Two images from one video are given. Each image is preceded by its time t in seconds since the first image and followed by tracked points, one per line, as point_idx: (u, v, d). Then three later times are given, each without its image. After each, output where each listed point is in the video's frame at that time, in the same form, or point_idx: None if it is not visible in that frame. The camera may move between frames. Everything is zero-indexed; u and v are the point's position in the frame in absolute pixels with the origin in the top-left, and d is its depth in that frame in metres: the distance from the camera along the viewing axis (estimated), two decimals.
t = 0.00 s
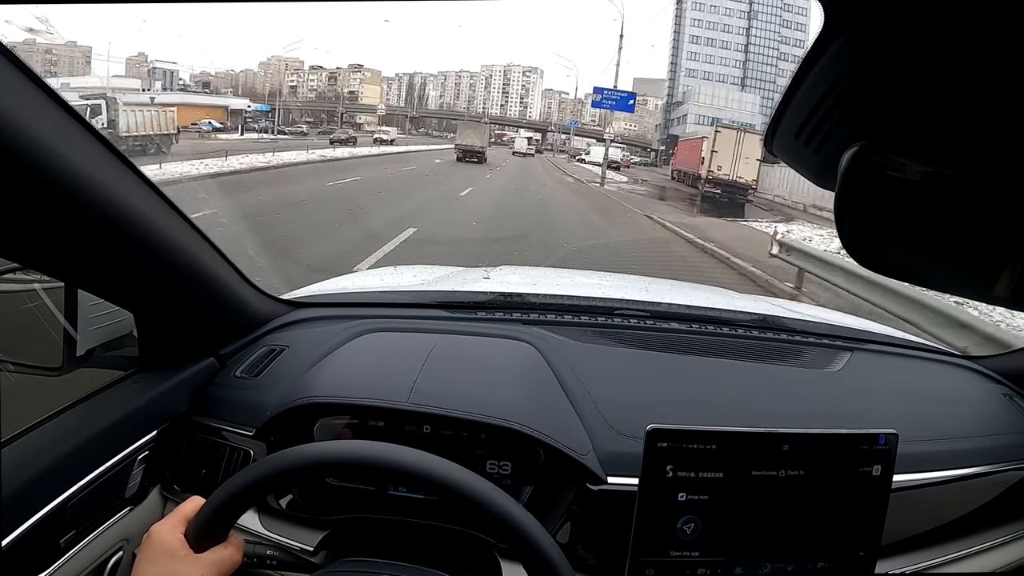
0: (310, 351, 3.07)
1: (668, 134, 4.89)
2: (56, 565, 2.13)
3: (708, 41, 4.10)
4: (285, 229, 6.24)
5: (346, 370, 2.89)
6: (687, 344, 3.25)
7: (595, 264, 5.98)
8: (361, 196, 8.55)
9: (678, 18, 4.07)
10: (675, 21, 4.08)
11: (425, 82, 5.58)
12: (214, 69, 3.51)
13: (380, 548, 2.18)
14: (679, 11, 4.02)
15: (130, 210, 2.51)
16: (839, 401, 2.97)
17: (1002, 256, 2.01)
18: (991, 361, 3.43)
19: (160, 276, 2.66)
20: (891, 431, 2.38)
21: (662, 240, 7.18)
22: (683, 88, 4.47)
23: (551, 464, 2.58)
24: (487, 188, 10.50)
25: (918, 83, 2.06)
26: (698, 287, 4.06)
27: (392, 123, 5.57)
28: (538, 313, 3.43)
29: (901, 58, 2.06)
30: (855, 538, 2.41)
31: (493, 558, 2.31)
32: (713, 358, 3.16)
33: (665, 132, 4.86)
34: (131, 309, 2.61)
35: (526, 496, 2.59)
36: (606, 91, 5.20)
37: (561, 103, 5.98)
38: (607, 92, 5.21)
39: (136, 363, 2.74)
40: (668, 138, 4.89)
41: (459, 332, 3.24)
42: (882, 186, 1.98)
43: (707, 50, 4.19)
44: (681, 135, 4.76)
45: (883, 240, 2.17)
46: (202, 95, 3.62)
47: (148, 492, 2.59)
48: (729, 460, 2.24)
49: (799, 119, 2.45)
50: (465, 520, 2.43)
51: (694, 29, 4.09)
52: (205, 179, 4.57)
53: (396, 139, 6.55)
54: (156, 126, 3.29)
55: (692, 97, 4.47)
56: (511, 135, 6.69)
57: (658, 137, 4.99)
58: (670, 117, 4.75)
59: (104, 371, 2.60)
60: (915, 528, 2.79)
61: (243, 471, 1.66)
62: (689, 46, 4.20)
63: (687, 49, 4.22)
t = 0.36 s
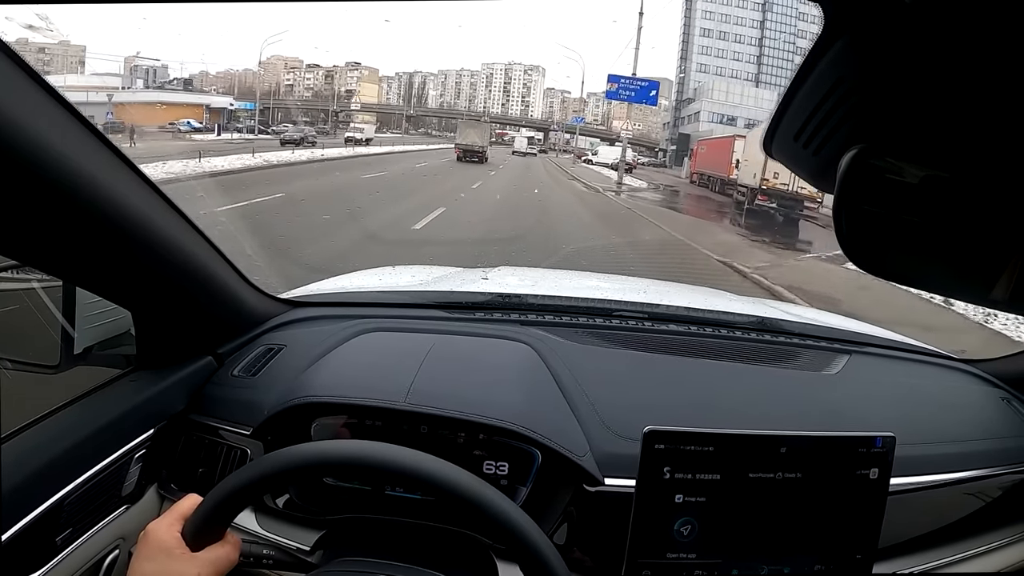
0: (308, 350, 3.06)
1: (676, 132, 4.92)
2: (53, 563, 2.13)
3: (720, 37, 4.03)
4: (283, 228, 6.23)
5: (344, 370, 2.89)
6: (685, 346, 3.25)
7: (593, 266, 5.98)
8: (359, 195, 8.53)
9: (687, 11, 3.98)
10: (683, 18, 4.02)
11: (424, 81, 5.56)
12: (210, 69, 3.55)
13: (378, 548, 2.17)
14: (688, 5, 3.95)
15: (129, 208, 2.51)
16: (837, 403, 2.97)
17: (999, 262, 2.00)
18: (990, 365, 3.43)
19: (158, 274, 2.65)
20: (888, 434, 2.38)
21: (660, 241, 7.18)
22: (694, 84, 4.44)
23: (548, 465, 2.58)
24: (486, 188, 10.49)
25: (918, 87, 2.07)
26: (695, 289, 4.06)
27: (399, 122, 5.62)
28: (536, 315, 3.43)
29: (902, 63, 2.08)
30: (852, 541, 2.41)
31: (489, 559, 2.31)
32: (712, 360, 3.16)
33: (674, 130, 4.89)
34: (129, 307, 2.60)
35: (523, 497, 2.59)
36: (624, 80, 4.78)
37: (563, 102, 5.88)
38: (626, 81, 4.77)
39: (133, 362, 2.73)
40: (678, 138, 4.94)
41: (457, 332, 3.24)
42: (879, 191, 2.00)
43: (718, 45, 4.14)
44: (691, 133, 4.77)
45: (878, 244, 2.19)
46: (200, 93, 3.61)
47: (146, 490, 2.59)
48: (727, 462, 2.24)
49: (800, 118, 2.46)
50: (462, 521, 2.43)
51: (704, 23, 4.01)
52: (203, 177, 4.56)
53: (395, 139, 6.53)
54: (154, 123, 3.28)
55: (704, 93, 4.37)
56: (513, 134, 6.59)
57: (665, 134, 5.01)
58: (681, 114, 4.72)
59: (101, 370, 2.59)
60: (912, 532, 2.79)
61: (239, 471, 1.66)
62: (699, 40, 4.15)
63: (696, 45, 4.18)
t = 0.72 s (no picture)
0: (309, 352, 3.06)
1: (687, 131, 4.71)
2: (55, 565, 2.12)
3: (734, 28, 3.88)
4: (283, 229, 6.22)
5: (345, 372, 2.89)
6: (686, 348, 3.25)
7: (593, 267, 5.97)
8: (360, 196, 8.53)
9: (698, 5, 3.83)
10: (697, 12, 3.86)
11: (424, 81, 5.56)
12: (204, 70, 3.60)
13: (379, 550, 2.17)
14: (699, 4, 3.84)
15: (130, 210, 2.51)
16: (838, 404, 2.97)
17: (1000, 264, 1.98)
18: (991, 366, 3.43)
19: (158, 276, 2.65)
20: (889, 435, 2.38)
21: (661, 242, 7.17)
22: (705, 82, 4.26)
23: (549, 467, 2.57)
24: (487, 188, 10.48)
25: (918, 88, 2.07)
26: (695, 290, 4.06)
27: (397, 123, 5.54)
28: (537, 316, 3.43)
29: (903, 64, 2.08)
30: (853, 542, 2.40)
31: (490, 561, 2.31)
32: (713, 362, 3.16)
33: (684, 129, 4.62)
34: (130, 309, 2.60)
35: (524, 498, 2.59)
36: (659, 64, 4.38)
37: (565, 101, 5.84)
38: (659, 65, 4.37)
39: (134, 364, 2.73)
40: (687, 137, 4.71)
41: (458, 334, 3.24)
42: (879, 191, 2.00)
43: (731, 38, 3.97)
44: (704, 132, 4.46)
45: (877, 245, 2.19)
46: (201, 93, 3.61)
47: (147, 492, 2.59)
48: (727, 463, 2.23)
49: (801, 119, 2.46)
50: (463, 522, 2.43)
51: (718, 15, 3.85)
52: (203, 178, 4.56)
53: (395, 139, 6.53)
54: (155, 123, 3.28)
55: (719, 89, 4.15)
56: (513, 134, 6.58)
57: (676, 133, 4.73)
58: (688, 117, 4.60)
59: (102, 372, 2.59)
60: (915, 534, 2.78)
61: (241, 472, 1.64)
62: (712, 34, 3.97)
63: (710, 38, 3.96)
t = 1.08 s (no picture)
0: (309, 351, 3.06)
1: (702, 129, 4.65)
2: (55, 563, 2.13)
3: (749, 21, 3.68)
4: (282, 227, 6.21)
5: (344, 370, 2.89)
6: (686, 347, 3.25)
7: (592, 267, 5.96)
8: (359, 195, 8.51)
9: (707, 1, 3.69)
10: (705, 6, 3.69)
11: (423, 80, 5.55)
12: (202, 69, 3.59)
13: (379, 549, 2.17)
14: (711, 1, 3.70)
15: (131, 209, 2.52)
16: (838, 404, 2.97)
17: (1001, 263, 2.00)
18: (990, 367, 3.43)
19: (158, 275, 2.65)
20: (888, 436, 2.38)
21: (660, 242, 7.16)
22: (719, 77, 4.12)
23: (549, 466, 2.57)
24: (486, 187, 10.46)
25: (919, 88, 2.07)
26: (694, 289, 4.06)
27: (395, 121, 5.54)
28: (537, 315, 3.43)
29: (905, 64, 2.08)
30: (852, 542, 2.40)
31: (489, 560, 2.31)
32: (712, 361, 3.16)
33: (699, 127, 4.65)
34: (131, 307, 2.60)
35: (524, 497, 2.58)
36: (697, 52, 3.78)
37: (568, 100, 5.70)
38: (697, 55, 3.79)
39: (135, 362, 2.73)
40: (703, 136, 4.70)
41: (458, 333, 3.24)
42: (878, 192, 2.02)
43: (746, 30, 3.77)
44: (719, 130, 4.55)
45: (877, 245, 2.20)
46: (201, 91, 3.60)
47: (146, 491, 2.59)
48: (727, 463, 2.24)
49: (802, 119, 2.46)
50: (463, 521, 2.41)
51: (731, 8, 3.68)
52: (202, 176, 4.55)
53: (394, 138, 6.52)
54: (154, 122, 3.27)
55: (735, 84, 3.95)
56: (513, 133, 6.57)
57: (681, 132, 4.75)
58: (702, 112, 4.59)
59: (102, 370, 2.59)
60: (913, 533, 2.79)
61: (239, 473, 1.67)
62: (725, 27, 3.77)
63: (721, 31, 3.75)
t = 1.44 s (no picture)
0: (308, 347, 3.06)
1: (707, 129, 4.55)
2: (53, 558, 2.13)
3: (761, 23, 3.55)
4: (282, 224, 6.23)
5: (343, 367, 2.89)
6: (685, 346, 3.25)
7: (591, 265, 5.98)
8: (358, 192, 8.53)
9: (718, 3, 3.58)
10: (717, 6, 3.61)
11: (422, 78, 5.57)
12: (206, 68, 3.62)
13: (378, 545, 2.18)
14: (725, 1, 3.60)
15: (132, 204, 2.52)
16: (836, 403, 2.97)
17: (1002, 261, 2.04)
18: (988, 367, 3.43)
19: (157, 271, 2.65)
20: (887, 435, 2.39)
21: (659, 241, 7.18)
22: (735, 70, 3.89)
23: (547, 463, 2.58)
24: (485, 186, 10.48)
25: (917, 88, 2.03)
26: (693, 288, 4.06)
27: (392, 121, 5.55)
28: (536, 313, 3.43)
29: (902, 64, 2.04)
30: (850, 541, 2.41)
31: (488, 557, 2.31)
32: (711, 360, 3.17)
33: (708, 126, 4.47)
34: (130, 303, 2.60)
35: (523, 492, 2.61)
36: None
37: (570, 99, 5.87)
38: None
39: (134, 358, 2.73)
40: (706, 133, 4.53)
41: (457, 330, 3.24)
42: (879, 191, 2.06)
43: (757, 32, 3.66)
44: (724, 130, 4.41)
45: (879, 245, 2.23)
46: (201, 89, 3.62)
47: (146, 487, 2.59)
48: (726, 461, 2.24)
49: (802, 119, 2.45)
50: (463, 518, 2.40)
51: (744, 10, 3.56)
52: (202, 173, 4.56)
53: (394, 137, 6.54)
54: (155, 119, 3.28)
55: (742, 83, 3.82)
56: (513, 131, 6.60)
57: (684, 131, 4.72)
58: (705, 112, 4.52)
59: (102, 365, 2.59)
60: (910, 531, 2.79)
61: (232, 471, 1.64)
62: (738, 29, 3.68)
63: None
